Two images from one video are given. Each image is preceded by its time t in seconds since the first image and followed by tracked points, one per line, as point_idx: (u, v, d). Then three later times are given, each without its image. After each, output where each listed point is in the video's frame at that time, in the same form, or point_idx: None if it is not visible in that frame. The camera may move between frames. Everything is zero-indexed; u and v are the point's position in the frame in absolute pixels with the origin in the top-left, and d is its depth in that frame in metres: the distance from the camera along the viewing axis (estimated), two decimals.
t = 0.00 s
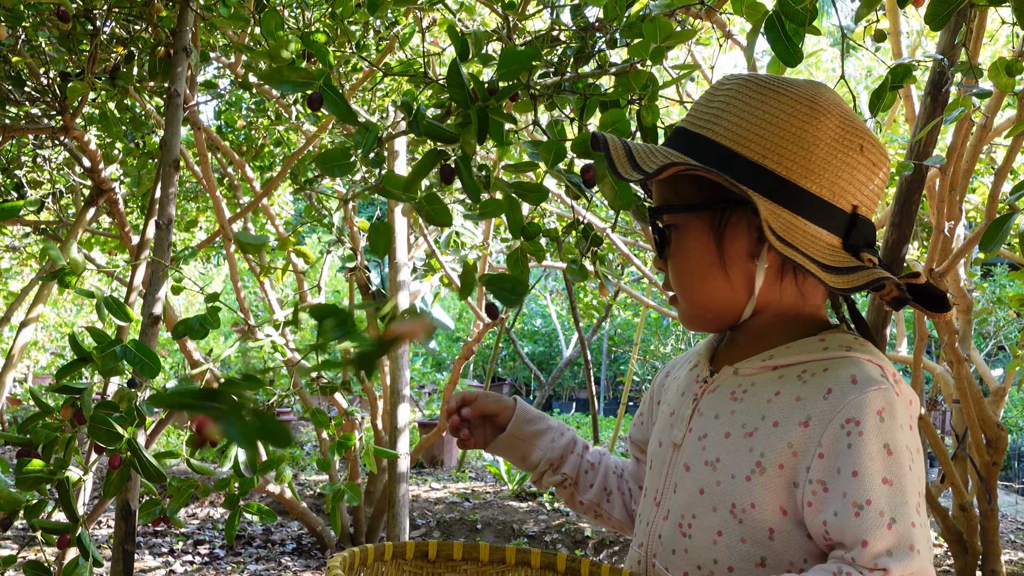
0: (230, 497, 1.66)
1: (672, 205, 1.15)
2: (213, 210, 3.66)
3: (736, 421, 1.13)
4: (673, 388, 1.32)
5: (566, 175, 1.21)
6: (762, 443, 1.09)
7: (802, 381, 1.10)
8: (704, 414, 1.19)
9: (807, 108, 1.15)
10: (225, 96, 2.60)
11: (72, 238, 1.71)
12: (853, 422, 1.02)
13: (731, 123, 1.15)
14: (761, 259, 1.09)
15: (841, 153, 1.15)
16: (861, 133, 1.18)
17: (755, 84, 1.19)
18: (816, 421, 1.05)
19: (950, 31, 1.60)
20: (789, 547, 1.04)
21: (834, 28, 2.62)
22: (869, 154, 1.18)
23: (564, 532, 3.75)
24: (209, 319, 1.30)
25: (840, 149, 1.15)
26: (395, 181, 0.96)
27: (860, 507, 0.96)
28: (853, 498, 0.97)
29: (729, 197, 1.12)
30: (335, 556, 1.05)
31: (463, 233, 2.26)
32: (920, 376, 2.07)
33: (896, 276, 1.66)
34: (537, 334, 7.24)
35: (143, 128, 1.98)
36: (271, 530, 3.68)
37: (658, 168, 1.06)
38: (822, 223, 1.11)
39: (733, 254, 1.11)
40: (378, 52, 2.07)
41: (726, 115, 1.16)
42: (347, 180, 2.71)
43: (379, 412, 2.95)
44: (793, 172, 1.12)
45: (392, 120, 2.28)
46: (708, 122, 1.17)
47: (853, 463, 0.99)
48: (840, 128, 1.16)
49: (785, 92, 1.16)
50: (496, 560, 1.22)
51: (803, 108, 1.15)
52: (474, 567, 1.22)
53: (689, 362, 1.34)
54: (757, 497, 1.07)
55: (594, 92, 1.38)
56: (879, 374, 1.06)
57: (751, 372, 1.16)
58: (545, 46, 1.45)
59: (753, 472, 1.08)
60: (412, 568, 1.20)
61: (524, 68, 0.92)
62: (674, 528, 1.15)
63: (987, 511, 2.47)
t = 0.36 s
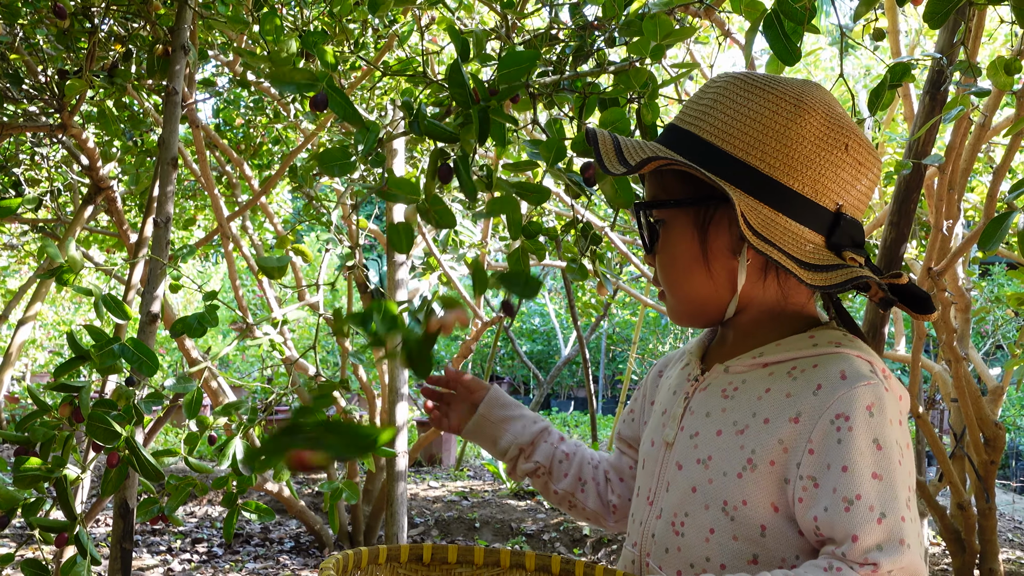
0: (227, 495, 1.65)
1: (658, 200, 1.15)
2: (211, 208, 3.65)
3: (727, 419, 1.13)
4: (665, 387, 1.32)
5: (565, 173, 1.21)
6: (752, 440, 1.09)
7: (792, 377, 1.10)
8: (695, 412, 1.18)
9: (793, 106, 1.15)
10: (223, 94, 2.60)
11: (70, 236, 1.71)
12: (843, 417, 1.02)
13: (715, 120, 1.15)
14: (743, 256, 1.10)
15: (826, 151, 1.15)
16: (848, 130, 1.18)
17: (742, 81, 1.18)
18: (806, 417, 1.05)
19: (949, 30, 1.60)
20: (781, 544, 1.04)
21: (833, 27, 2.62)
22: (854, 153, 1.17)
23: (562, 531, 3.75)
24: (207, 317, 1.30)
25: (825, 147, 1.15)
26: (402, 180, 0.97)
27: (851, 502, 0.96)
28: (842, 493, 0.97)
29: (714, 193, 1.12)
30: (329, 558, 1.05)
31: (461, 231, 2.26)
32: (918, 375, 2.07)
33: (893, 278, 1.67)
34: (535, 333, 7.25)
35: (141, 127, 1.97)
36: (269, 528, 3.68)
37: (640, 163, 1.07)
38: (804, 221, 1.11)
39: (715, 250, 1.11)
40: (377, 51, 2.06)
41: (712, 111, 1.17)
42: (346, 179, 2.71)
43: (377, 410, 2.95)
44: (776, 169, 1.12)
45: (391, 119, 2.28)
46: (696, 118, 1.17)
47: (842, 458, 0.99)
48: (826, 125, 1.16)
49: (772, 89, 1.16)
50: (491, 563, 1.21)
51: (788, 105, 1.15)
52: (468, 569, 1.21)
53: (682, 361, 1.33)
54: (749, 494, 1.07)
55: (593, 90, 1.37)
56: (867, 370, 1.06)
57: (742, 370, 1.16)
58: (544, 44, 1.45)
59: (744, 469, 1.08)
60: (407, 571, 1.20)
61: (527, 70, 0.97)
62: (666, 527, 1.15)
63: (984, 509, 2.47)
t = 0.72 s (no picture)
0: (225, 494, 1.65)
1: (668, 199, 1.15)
2: (209, 207, 3.65)
3: (730, 418, 1.13)
4: (666, 386, 1.30)
5: (563, 172, 1.22)
6: (757, 440, 1.09)
7: (796, 377, 1.10)
8: (696, 411, 1.18)
9: (804, 105, 1.15)
10: (222, 93, 2.59)
11: (68, 235, 1.71)
12: (848, 417, 1.03)
13: (727, 118, 1.15)
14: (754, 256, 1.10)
15: (836, 151, 1.15)
16: (856, 130, 1.18)
17: (751, 79, 1.18)
18: (812, 416, 1.06)
19: (947, 30, 1.61)
20: (784, 543, 1.05)
21: (831, 27, 2.62)
22: (862, 152, 1.18)
23: (561, 530, 3.76)
24: (205, 316, 1.30)
25: (836, 147, 1.15)
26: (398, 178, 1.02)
27: (856, 501, 0.97)
28: (848, 493, 0.98)
29: (725, 192, 1.11)
30: (329, 548, 1.06)
31: (460, 230, 2.26)
32: (916, 374, 2.07)
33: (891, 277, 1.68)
34: (533, 332, 7.26)
35: (140, 126, 1.97)
36: (267, 528, 3.68)
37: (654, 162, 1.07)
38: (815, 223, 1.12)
39: (726, 249, 1.11)
40: (375, 50, 2.06)
41: (723, 109, 1.16)
42: (344, 178, 2.71)
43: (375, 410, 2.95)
44: (787, 168, 1.12)
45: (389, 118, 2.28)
46: (706, 116, 1.17)
47: (848, 458, 1.00)
48: (836, 125, 1.16)
49: (783, 88, 1.16)
50: (490, 559, 1.20)
51: (800, 104, 1.15)
52: (467, 565, 1.21)
53: (682, 360, 1.32)
54: (752, 493, 1.07)
55: (591, 90, 1.37)
56: (872, 370, 1.07)
57: (745, 369, 1.16)
58: (541, 44, 1.45)
59: (748, 468, 1.08)
60: (406, 566, 1.21)
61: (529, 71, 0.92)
62: (666, 527, 1.14)
63: (982, 509, 2.47)
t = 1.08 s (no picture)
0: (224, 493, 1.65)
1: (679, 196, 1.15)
2: (208, 207, 3.65)
3: (732, 416, 1.13)
4: (662, 384, 1.29)
5: (562, 173, 1.22)
6: (760, 438, 1.09)
7: (799, 376, 1.11)
8: (696, 409, 1.17)
9: (820, 110, 1.16)
10: (221, 93, 2.60)
11: (67, 235, 1.71)
12: (853, 416, 1.03)
13: (744, 119, 1.15)
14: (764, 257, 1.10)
15: (849, 157, 1.16)
16: (868, 138, 1.19)
17: (768, 81, 1.19)
18: (816, 415, 1.06)
19: (945, 31, 1.61)
20: (784, 542, 1.05)
21: (830, 27, 2.63)
22: (873, 161, 1.19)
23: (559, 530, 3.76)
24: (204, 316, 1.30)
25: (849, 153, 1.16)
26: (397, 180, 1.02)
27: (861, 500, 0.97)
28: (852, 491, 0.98)
29: (738, 193, 1.12)
30: (323, 545, 1.06)
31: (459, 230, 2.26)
32: (915, 375, 2.08)
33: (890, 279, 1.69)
34: (531, 332, 7.27)
35: (139, 126, 1.97)
36: (266, 528, 3.68)
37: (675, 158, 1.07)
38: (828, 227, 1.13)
39: (736, 249, 1.12)
40: (374, 50, 2.06)
41: (739, 110, 1.16)
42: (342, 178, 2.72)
43: (373, 410, 2.95)
44: (802, 171, 1.12)
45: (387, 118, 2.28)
46: (721, 115, 1.17)
47: (852, 456, 1.00)
48: (849, 132, 1.17)
49: (799, 93, 1.17)
50: (476, 554, 1.20)
51: (815, 109, 1.16)
52: (453, 560, 1.21)
53: (677, 359, 1.31)
54: (754, 491, 1.07)
55: (590, 91, 1.37)
56: (875, 371, 1.08)
57: (746, 368, 1.16)
58: (540, 44, 1.45)
59: (751, 467, 1.08)
60: (392, 560, 1.20)
61: (527, 74, 0.94)
62: (663, 525, 1.13)
63: (980, 509, 2.48)
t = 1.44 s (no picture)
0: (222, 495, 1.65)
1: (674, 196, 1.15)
2: (206, 209, 3.65)
3: (722, 415, 1.13)
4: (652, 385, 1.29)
5: (559, 173, 1.22)
6: (750, 436, 1.09)
7: (788, 375, 1.11)
8: (687, 409, 1.17)
9: (816, 114, 1.16)
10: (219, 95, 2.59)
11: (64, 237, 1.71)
12: (841, 413, 1.04)
13: (741, 122, 1.14)
14: (758, 259, 1.11)
15: (843, 162, 1.17)
16: (862, 143, 1.20)
17: (765, 83, 1.18)
18: (805, 413, 1.06)
19: (942, 32, 1.61)
20: (776, 539, 1.05)
21: (828, 28, 2.63)
22: (866, 166, 1.20)
23: (558, 532, 3.76)
24: (201, 318, 1.30)
25: (843, 158, 1.17)
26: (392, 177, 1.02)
27: (848, 495, 0.98)
28: (840, 487, 0.98)
29: (733, 195, 1.12)
30: (322, 532, 1.09)
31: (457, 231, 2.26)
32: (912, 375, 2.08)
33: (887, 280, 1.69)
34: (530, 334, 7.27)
35: (137, 127, 1.97)
36: (264, 529, 3.68)
37: (673, 159, 1.07)
38: (821, 230, 1.13)
39: (730, 249, 1.12)
40: (373, 51, 2.06)
41: (737, 111, 1.16)
42: (340, 180, 2.72)
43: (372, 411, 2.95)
44: (798, 174, 1.12)
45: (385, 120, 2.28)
46: (718, 115, 1.16)
47: (840, 453, 1.01)
48: (844, 137, 1.18)
49: (796, 96, 1.17)
50: (476, 554, 1.20)
51: (812, 113, 1.16)
52: (454, 558, 1.20)
53: (668, 360, 1.31)
54: (745, 489, 1.07)
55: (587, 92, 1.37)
56: (862, 368, 1.09)
57: (736, 367, 1.16)
58: (538, 46, 1.45)
59: (742, 465, 1.08)
60: (393, 555, 1.20)
61: (522, 73, 0.97)
62: (657, 525, 1.13)
63: (978, 509, 2.48)
